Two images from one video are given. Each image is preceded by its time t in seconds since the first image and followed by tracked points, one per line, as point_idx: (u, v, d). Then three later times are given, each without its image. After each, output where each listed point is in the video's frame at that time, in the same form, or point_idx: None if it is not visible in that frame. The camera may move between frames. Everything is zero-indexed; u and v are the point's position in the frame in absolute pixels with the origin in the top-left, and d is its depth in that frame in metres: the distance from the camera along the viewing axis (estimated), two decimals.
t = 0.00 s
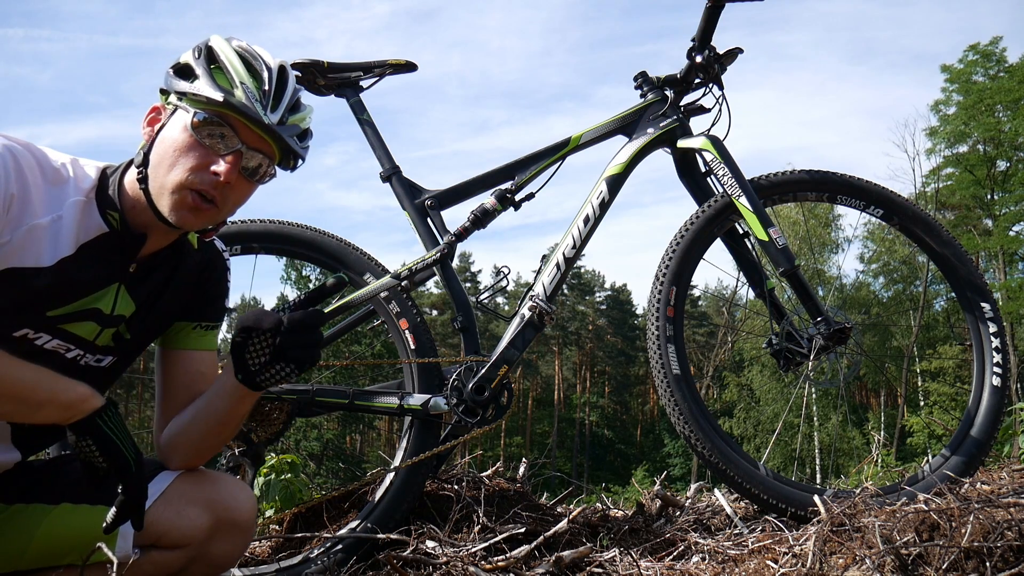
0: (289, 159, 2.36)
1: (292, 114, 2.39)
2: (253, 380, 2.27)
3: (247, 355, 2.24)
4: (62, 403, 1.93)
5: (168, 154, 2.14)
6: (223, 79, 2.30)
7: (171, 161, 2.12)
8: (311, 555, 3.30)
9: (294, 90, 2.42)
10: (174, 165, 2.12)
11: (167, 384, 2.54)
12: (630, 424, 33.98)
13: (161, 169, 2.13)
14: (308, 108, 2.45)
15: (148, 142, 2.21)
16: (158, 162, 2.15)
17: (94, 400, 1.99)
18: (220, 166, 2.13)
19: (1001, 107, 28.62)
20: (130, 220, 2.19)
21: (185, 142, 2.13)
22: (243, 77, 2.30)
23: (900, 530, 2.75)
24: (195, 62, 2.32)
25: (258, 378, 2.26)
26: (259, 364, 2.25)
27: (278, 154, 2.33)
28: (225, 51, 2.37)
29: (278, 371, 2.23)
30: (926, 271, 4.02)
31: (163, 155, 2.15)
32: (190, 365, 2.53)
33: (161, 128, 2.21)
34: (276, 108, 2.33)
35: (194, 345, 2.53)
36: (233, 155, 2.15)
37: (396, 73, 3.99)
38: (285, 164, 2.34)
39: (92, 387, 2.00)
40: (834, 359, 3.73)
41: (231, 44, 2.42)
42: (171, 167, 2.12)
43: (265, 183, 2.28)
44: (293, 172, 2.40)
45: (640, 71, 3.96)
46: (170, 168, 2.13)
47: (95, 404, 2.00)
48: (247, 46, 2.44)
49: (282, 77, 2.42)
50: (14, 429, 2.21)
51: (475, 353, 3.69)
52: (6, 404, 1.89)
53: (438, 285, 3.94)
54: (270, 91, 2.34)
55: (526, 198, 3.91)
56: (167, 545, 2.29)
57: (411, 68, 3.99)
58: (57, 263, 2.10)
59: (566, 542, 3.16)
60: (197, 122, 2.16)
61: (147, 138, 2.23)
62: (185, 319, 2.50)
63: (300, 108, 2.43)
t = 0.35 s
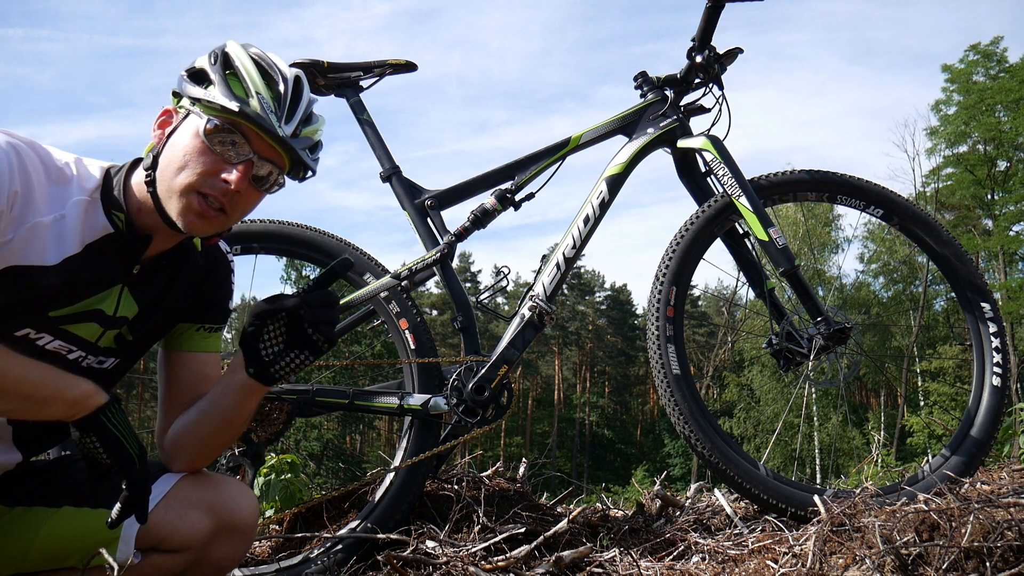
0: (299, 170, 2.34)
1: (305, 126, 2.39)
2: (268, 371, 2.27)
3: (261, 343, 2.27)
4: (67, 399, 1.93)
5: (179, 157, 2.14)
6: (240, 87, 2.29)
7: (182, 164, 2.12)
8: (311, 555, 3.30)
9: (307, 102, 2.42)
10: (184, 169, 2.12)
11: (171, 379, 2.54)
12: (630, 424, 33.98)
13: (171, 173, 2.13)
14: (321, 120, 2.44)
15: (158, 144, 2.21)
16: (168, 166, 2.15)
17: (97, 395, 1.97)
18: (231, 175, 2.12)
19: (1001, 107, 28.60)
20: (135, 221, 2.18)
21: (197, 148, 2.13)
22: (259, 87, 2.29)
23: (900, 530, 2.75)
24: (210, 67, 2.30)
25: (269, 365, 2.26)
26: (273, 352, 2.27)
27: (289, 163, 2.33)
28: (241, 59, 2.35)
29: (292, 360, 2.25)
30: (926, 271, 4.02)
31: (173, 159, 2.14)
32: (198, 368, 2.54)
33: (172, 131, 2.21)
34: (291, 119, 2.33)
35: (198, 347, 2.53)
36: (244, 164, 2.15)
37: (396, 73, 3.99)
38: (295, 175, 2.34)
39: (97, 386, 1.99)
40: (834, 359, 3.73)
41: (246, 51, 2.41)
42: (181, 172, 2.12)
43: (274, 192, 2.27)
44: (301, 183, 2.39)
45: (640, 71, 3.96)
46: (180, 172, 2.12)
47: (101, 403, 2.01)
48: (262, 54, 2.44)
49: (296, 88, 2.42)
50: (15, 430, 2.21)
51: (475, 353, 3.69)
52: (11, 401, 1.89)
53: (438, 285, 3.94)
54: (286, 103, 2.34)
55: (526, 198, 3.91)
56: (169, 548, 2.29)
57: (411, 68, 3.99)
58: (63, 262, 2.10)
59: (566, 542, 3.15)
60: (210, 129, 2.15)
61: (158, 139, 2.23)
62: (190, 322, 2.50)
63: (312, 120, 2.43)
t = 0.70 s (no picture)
0: (299, 169, 2.36)
1: (303, 124, 2.40)
2: (244, 360, 2.25)
3: (227, 335, 2.22)
4: (65, 401, 1.94)
5: (179, 157, 2.14)
6: (238, 86, 2.29)
7: (182, 164, 2.13)
8: (311, 555, 3.30)
9: (306, 101, 2.42)
10: (185, 169, 2.12)
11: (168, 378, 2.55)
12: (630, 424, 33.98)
13: (170, 172, 2.14)
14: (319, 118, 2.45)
15: (157, 145, 2.22)
16: (168, 166, 2.15)
17: (94, 396, 1.99)
18: (231, 174, 2.13)
19: (1001, 107, 28.60)
20: (134, 221, 2.18)
21: (196, 147, 2.14)
22: (258, 86, 2.30)
23: (900, 530, 2.75)
24: (209, 66, 2.31)
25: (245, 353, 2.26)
26: (245, 341, 2.25)
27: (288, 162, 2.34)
28: (240, 58, 2.36)
29: (267, 339, 2.27)
30: (926, 271, 4.02)
31: (172, 159, 2.15)
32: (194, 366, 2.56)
33: (170, 132, 2.22)
34: (289, 119, 2.33)
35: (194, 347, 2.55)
36: (243, 163, 2.16)
37: (396, 73, 3.99)
38: (292, 173, 2.35)
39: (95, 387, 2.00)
40: (834, 359, 3.73)
41: (244, 49, 2.42)
42: (181, 171, 2.13)
43: (272, 191, 2.29)
44: (298, 182, 2.40)
45: (640, 71, 3.96)
46: (180, 172, 2.13)
47: (97, 404, 2.00)
48: (261, 53, 2.44)
49: (295, 87, 2.42)
50: (14, 430, 2.21)
51: (475, 353, 3.69)
52: (10, 402, 1.90)
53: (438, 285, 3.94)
54: (284, 102, 2.35)
55: (526, 198, 3.91)
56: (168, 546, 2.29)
57: (411, 68, 3.99)
58: (62, 262, 2.10)
59: (566, 542, 3.15)
60: (209, 129, 2.17)
61: (156, 141, 2.23)
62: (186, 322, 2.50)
63: (310, 119, 2.43)
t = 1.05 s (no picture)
0: (278, 150, 2.38)
1: (277, 106, 2.40)
2: (228, 374, 2.24)
3: (212, 352, 2.21)
4: (77, 399, 1.95)
5: (159, 152, 2.14)
6: (207, 74, 2.30)
7: (164, 158, 2.12)
8: (311, 555, 3.30)
9: (277, 82, 2.42)
10: (167, 163, 2.12)
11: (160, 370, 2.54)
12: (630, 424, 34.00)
13: (153, 167, 2.13)
14: (291, 96, 2.46)
15: (137, 141, 2.21)
16: (150, 161, 2.14)
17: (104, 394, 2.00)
18: (213, 164, 2.14)
19: (1001, 107, 28.60)
20: (123, 216, 2.18)
21: (176, 140, 2.13)
22: (227, 73, 2.29)
23: (900, 530, 2.75)
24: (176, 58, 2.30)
25: (229, 367, 2.23)
26: (229, 356, 2.22)
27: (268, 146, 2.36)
28: (206, 45, 2.35)
29: (251, 355, 2.22)
30: (926, 271, 4.02)
31: (154, 154, 2.14)
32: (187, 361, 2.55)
33: (149, 126, 2.20)
34: (263, 103, 2.34)
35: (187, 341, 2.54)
36: (223, 151, 2.17)
37: (396, 73, 3.99)
38: (273, 154, 2.37)
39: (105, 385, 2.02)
40: (834, 359, 3.72)
41: (209, 36, 2.40)
42: (164, 165, 2.12)
43: (255, 175, 2.31)
44: (279, 162, 2.42)
45: (640, 71, 3.96)
46: (162, 166, 2.12)
47: (105, 402, 2.00)
48: (226, 38, 2.42)
49: (264, 70, 2.41)
50: (11, 429, 2.21)
51: (475, 353, 3.69)
52: (21, 401, 1.90)
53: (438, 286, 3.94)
54: (254, 85, 2.35)
55: (526, 198, 3.91)
56: (163, 536, 2.29)
57: (411, 69, 3.99)
58: (55, 259, 2.10)
59: (566, 542, 3.15)
60: (185, 120, 2.16)
61: (136, 137, 2.23)
62: (175, 315, 2.50)
63: (283, 100, 2.43)
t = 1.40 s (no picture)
0: (258, 131, 2.42)
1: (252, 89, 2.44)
2: (237, 334, 2.29)
3: (223, 311, 2.26)
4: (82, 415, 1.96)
5: (142, 141, 2.16)
6: (179, 65, 2.33)
7: (147, 146, 2.15)
8: (311, 555, 3.30)
9: (250, 67, 2.45)
10: (150, 150, 2.14)
11: (149, 362, 2.52)
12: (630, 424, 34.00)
13: (137, 159, 2.15)
14: (264, 79, 2.50)
15: (118, 136, 2.22)
16: (133, 154, 2.16)
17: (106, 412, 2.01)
18: (195, 148, 2.17)
19: (1001, 107, 28.60)
20: (114, 210, 2.20)
21: (157, 129, 2.17)
22: (201, 60, 2.33)
23: (900, 530, 2.75)
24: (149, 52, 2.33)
25: (237, 326, 2.27)
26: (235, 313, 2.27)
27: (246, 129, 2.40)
28: (178, 37, 2.38)
29: (260, 316, 2.27)
30: (926, 271, 4.02)
31: (136, 146, 2.16)
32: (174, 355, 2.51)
33: (128, 122, 2.22)
34: (238, 88, 2.37)
35: (173, 333, 2.50)
36: (204, 136, 2.21)
37: (396, 73, 3.99)
38: (251, 137, 2.40)
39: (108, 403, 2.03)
40: (834, 359, 3.72)
41: (178, 28, 2.44)
42: (147, 155, 2.14)
43: (235, 159, 2.35)
44: (258, 144, 2.46)
45: (640, 71, 3.96)
46: (146, 156, 2.14)
47: (110, 418, 2.02)
48: (195, 28, 2.46)
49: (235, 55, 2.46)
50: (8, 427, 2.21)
51: (475, 353, 3.69)
52: (23, 413, 1.89)
53: (438, 286, 3.94)
54: (227, 70, 2.38)
55: (526, 198, 3.91)
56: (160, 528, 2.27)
57: (411, 69, 3.99)
58: (45, 259, 2.11)
59: (566, 542, 3.15)
60: (163, 110, 2.19)
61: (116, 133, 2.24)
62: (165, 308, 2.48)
63: (256, 84, 2.46)
